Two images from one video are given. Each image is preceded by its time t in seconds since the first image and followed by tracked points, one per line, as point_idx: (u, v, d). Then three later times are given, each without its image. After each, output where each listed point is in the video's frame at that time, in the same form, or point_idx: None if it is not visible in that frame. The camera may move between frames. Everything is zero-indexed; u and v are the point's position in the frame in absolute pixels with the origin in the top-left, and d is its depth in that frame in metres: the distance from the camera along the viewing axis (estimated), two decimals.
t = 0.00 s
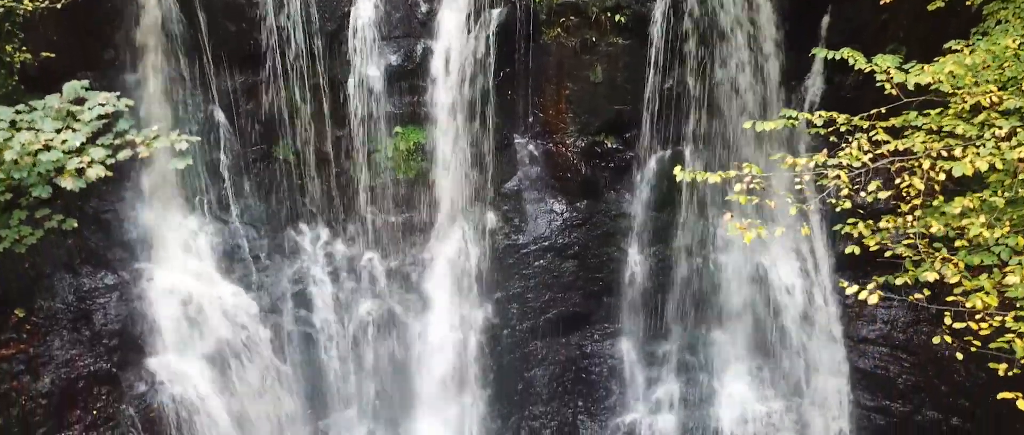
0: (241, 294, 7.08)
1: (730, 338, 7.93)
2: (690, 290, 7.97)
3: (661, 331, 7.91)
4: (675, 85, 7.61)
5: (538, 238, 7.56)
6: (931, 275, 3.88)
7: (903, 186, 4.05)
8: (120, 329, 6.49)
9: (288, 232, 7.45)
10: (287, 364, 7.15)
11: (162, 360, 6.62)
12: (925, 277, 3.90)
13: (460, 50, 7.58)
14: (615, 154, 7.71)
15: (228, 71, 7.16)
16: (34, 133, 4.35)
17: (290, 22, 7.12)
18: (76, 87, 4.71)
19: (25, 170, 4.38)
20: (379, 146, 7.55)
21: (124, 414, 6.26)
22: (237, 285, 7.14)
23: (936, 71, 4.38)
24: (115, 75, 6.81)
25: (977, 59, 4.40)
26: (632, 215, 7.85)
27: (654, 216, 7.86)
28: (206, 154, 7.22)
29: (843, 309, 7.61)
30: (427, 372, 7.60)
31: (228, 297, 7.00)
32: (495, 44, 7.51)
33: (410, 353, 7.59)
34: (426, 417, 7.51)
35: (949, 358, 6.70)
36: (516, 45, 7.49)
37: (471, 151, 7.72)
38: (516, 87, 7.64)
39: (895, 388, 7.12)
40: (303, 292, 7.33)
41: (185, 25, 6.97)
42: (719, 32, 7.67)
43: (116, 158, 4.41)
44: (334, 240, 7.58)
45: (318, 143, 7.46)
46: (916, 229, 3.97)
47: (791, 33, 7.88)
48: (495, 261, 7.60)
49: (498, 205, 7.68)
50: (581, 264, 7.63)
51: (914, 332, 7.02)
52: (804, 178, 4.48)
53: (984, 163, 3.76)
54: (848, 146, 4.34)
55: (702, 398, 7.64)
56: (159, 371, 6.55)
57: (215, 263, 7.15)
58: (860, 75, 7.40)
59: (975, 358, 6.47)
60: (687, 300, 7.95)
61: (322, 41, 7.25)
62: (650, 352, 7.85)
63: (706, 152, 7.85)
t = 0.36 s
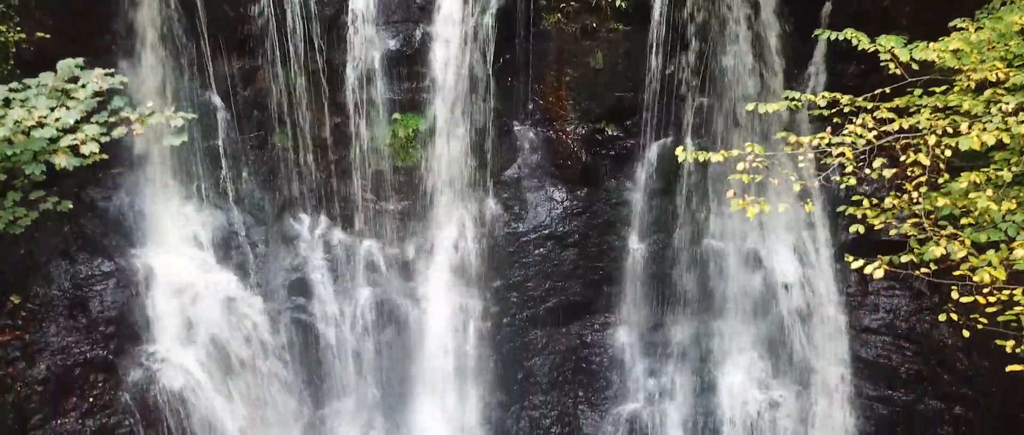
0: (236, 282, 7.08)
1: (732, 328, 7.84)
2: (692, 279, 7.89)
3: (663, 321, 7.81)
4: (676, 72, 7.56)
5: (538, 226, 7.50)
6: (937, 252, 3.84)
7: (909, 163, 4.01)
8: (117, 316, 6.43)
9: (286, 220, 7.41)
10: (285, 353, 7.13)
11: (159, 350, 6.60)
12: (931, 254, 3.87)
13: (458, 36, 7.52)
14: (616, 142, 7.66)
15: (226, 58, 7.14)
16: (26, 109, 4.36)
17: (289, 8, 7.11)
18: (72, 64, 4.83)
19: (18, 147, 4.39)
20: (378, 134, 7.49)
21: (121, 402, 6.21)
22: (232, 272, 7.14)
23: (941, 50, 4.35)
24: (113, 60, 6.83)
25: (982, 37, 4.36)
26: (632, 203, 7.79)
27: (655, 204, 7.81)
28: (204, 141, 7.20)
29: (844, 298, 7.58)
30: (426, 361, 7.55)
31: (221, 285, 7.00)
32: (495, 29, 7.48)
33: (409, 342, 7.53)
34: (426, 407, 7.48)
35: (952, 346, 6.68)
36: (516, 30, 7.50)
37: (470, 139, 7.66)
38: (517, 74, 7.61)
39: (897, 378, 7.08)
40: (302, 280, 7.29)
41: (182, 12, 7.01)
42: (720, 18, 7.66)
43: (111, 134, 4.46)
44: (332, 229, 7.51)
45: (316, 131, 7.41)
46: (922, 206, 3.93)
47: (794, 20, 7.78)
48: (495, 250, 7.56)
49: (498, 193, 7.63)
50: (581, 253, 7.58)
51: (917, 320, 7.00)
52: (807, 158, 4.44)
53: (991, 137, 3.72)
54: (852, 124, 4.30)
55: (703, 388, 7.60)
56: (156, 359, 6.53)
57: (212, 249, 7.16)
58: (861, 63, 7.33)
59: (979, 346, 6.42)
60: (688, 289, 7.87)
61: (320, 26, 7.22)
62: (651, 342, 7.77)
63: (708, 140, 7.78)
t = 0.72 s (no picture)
0: (234, 269, 6.98)
1: (733, 317, 7.80)
2: (694, 269, 7.81)
3: (663, 310, 7.78)
4: (676, 60, 7.55)
5: (538, 215, 7.46)
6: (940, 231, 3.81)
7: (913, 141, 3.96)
8: (113, 304, 6.37)
9: (284, 209, 7.34)
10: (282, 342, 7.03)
11: (156, 338, 6.51)
12: (935, 234, 3.83)
13: (458, 23, 7.47)
14: (615, 129, 7.66)
15: (224, 44, 7.07)
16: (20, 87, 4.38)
17: None
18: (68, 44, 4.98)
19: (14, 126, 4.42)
20: (377, 121, 7.46)
21: (117, 391, 6.17)
22: (230, 260, 7.01)
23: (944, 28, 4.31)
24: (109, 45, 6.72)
25: (986, 15, 4.32)
26: (632, 192, 7.76)
27: (656, 193, 7.77)
28: (201, 128, 7.11)
29: (847, 288, 7.52)
30: (425, 351, 7.50)
31: (220, 273, 6.89)
32: (495, 17, 7.42)
33: (408, 332, 7.47)
34: (425, 396, 7.42)
35: (955, 336, 6.70)
36: (515, 18, 7.48)
37: (470, 126, 7.59)
38: (516, 61, 7.59)
39: (899, 367, 7.04)
40: (300, 268, 7.22)
41: None
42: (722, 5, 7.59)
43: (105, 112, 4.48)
44: (331, 218, 7.47)
45: (314, 119, 7.38)
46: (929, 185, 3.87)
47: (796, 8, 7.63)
48: (495, 239, 7.50)
49: (497, 182, 7.60)
50: (581, 242, 7.54)
51: (920, 309, 6.98)
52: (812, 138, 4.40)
53: (997, 113, 3.67)
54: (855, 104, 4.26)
55: (704, 378, 7.52)
56: (153, 347, 6.44)
57: (209, 237, 7.03)
58: (863, 51, 7.29)
59: (984, 335, 6.48)
60: (689, 279, 7.81)
61: (317, 12, 7.21)
62: (651, 332, 7.72)
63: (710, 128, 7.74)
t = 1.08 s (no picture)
0: (232, 256, 6.93)
1: (735, 306, 7.73)
2: (695, 256, 7.77)
3: (663, 299, 7.73)
4: (677, 46, 7.50)
5: (537, 203, 7.39)
6: (946, 206, 3.78)
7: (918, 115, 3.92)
8: (109, 290, 6.30)
9: (282, 196, 7.29)
10: (282, 329, 7.00)
11: (153, 324, 6.44)
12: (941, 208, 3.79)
13: (458, 7, 7.39)
14: (616, 116, 7.59)
15: (220, 29, 7.01)
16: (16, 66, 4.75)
17: None
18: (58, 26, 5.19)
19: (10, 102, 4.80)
20: (376, 107, 7.40)
21: (113, 377, 6.12)
22: (228, 248, 6.96)
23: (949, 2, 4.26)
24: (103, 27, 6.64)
25: None
26: (632, 179, 7.70)
27: (656, 181, 7.72)
28: (197, 114, 7.06)
29: (850, 276, 7.46)
30: (424, 340, 7.44)
31: (218, 261, 6.84)
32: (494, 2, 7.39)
33: (407, 321, 7.41)
34: (424, 385, 7.37)
35: (959, 324, 6.60)
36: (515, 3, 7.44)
37: (469, 111, 7.57)
38: (516, 46, 7.54)
39: (902, 355, 7.01)
40: (297, 255, 7.16)
41: None
42: None
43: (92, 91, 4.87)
44: (329, 205, 7.43)
45: (312, 105, 7.30)
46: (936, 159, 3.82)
47: None
48: (495, 227, 7.43)
49: (497, 168, 7.55)
50: (581, 230, 7.46)
51: (922, 297, 6.94)
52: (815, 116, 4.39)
53: (1004, 84, 3.63)
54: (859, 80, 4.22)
55: (705, 367, 7.46)
56: (150, 335, 6.37)
57: (207, 225, 6.98)
58: (865, 39, 7.14)
59: (985, 322, 6.41)
60: (689, 267, 7.77)
61: None
62: (651, 321, 7.69)
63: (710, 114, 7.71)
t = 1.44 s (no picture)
0: (230, 243, 6.89)
1: (737, 297, 7.65)
2: (696, 244, 7.70)
3: (664, 288, 7.68)
4: (678, 32, 7.45)
5: (537, 190, 7.33)
6: (952, 181, 3.75)
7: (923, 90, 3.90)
8: (105, 276, 6.24)
9: (279, 183, 7.22)
10: (280, 317, 6.94)
11: (151, 312, 6.39)
12: (946, 183, 3.77)
13: None
14: (616, 103, 7.54)
15: (218, 14, 6.98)
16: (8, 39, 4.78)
17: None
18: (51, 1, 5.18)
19: None
20: (374, 94, 7.34)
21: (110, 364, 6.06)
22: (226, 234, 6.93)
23: None
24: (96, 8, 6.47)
25: None
26: (632, 167, 7.65)
27: (656, 168, 7.68)
28: (195, 100, 7.03)
29: (852, 265, 7.41)
30: (423, 328, 7.39)
31: (216, 248, 6.80)
32: None
33: (406, 309, 7.36)
34: (424, 373, 7.33)
35: (961, 311, 6.53)
36: None
37: (468, 98, 7.54)
38: (515, 33, 7.50)
39: (904, 344, 6.94)
40: (296, 242, 7.10)
41: None
42: None
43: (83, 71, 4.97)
44: (327, 192, 7.34)
45: (310, 91, 7.26)
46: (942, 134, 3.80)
47: None
48: (494, 214, 7.39)
49: (497, 156, 7.50)
50: (581, 218, 7.41)
51: (925, 284, 6.89)
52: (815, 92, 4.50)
53: (1011, 57, 3.60)
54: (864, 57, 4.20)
55: (706, 356, 7.43)
56: (147, 321, 6.33)
57: (204, 213, 6.94)
58: (867, 26, 7.09)
59: (985, 307, 6.32)
60: (691, 255, 7.69)
61: None
62: (652, 310, 7.63)
63: (710, 101, 7.68)
